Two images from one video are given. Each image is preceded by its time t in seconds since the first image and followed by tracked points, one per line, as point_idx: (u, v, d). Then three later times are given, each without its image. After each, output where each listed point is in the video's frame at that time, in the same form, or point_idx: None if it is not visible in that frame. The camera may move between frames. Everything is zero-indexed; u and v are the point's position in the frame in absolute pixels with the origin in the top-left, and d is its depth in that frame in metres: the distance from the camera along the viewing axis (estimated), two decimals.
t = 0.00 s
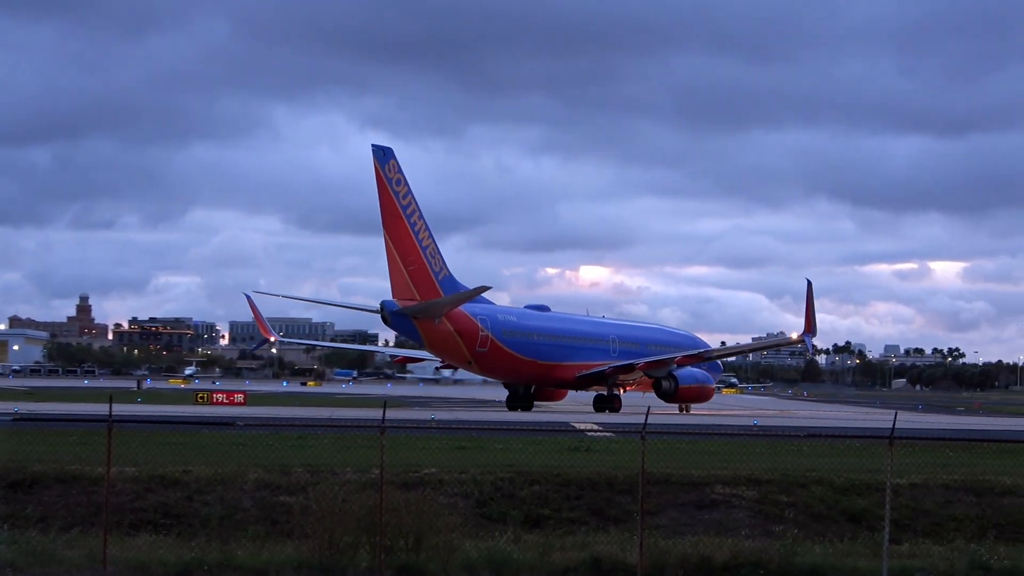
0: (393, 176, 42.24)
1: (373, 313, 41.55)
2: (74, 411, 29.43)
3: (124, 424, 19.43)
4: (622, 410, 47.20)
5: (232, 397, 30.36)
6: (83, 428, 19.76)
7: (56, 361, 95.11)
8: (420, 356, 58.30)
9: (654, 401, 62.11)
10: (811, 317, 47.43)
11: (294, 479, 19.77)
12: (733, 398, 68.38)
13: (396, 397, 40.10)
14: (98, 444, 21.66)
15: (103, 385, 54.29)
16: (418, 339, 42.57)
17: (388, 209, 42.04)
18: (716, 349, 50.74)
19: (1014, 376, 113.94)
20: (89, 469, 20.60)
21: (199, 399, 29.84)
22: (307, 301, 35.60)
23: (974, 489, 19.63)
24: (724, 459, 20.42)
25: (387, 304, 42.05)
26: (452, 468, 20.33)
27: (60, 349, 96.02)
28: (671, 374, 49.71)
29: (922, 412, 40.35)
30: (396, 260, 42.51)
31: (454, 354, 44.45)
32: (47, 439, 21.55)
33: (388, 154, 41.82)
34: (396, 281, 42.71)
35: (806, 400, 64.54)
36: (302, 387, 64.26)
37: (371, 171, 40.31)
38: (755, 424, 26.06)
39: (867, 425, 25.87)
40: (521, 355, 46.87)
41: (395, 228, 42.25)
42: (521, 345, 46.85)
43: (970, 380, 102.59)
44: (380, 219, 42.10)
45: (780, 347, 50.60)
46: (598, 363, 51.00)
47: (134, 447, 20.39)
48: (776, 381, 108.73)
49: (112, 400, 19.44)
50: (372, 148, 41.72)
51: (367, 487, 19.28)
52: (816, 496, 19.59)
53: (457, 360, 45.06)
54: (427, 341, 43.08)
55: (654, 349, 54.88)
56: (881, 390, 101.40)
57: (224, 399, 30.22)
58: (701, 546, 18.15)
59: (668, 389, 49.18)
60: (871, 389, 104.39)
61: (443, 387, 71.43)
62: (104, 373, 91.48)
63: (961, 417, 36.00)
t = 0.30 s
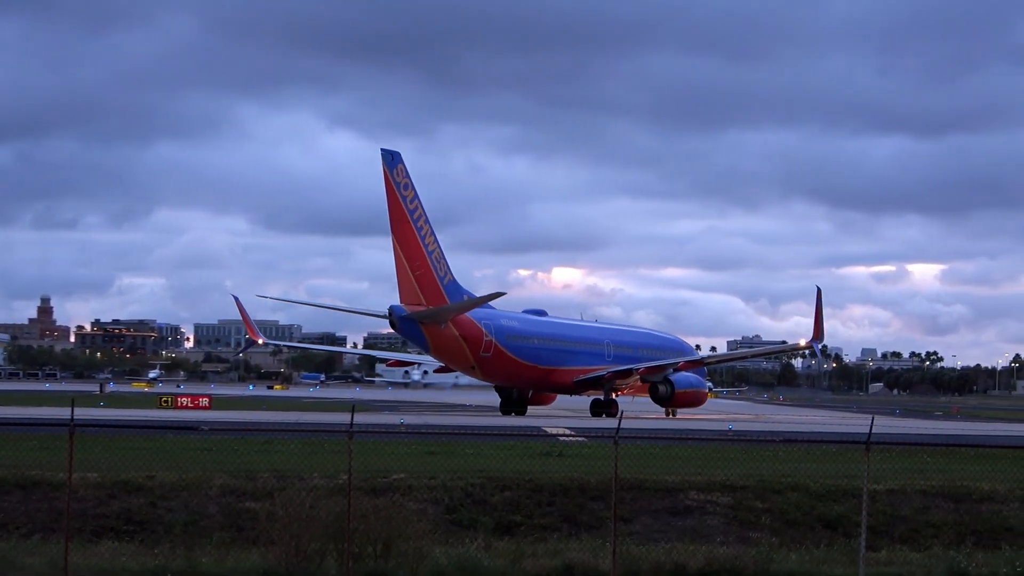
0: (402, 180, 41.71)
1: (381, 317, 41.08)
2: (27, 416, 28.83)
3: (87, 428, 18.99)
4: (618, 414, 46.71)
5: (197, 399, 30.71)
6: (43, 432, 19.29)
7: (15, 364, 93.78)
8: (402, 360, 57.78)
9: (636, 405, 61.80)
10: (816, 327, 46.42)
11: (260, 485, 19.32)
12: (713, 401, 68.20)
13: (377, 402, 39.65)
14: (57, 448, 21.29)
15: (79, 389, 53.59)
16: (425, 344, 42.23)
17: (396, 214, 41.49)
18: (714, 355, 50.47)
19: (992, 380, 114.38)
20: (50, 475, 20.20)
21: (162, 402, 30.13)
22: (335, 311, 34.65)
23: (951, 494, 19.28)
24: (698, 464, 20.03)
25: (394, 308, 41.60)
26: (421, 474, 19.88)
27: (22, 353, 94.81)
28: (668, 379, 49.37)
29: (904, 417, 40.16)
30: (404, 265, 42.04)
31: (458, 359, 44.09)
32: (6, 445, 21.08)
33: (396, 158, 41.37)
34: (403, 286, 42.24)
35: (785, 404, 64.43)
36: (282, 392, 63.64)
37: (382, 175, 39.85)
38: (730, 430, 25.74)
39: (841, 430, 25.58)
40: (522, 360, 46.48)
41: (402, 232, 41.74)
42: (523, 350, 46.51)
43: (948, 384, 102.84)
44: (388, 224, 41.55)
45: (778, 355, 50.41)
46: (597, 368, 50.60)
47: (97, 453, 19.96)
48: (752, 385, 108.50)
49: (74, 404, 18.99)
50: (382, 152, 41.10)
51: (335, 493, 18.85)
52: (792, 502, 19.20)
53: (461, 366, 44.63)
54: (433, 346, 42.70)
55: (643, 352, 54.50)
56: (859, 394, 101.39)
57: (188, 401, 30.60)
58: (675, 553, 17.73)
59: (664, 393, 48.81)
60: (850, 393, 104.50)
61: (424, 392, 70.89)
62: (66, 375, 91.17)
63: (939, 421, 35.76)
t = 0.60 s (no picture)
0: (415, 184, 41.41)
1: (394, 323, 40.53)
2: None
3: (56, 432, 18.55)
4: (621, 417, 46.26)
5: (167, 404, 30.27)
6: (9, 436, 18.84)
7: None
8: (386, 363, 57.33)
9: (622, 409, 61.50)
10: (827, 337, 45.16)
11: (231, 491, 18.89)
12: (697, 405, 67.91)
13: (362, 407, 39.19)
14: (22, 451, 20.89)
15: (58, 393, 52.92)
16: (437, 350, 41.75)
17: (409, 218, 41.14)
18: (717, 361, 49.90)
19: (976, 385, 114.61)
20: (17, 480, 19.75)
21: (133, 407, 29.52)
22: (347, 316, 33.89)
23: (935, 501, 18.94)
24: (679, 470, 19.63)
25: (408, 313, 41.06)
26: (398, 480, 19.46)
27: None
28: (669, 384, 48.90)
29: (892, 423, 39.96)
30: (417, 268, 41.70)
31: (468, 365, 43.53)
32: None
33: (410, 161, 41.16)
34: (415, 290, 41.88)
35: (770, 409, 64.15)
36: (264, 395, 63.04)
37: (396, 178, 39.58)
38: (712, 435, 25.35)
39: (823, 436, 25.30)
40: (527, 365, 46.04)
41: (415, 237, 41.40)
42: (528, 355, 46.10)
43: (933, 390, 102.93)
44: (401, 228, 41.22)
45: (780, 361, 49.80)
46: (597, 373, 50.22)
47: (65, 458, 19.50)
48: (733, 390, 108.24)
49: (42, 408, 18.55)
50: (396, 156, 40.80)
51: (307, 499, 18.47)
52: (774, 509, 18.80)
53: (470, 372, 44.04)
54: (444, 352, 42.19)
55: (639, 358, 54.08)
56: (843, 399, 101.36)
57: (159, 406, 30.13)
58: (654, 560, 17.29)
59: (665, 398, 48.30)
60: (834, 398, 104.43)
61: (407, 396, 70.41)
62: (34, 378, 90.63)
63: (923, 427, 35.51)
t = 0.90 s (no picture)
0: (429, 189, 41.17)
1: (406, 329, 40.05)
2: None
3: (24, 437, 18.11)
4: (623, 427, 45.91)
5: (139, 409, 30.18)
6: None
7: None
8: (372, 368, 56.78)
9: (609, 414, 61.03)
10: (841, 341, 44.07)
11: (204, 497, 18.43)
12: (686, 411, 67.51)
13: (349, 412, 38.69)
14: None
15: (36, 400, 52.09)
16: (450, 355, 41.33)
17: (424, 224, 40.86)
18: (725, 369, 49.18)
19: (964, 391, 114.81)
20: None
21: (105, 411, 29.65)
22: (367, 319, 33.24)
23: (922, 509, 18.54)
24: (662, 477, 19.18)
25: (421, 319, 40.61)
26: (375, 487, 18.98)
27: None
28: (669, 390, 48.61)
29: (884, 429, 39.70)
30: (430, 274, 41.40)
31: (479, 372, 43.03)
32: None
33: (424, 165, 40.98)
34: (429, 296, 41.56)
35: (760, 415, 63.79)
36: (248, 401, 62.29)
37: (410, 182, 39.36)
38: (697, 442, 24.97)
39: (810, 442, 24.96)
40: (533, 371, 45.59)
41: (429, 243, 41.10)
42: (535, 360, 45.69)
43: (921, 396, 103.02)
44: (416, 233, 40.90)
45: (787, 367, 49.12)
46: (598, 380, 49.78)
47: (33, 464, 19.03)
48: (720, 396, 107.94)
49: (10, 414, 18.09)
50: (412, 161, 40.56)
51: (281, 507, 18.05)
52: (758, 517, 18.36)
53: (481, 379, 43.50)
54: (456, 357, 41.71)
55: (634, 364, 53.65)
56: (831, 405, 101.31)
57: (131, 411, 30.02)
58: (636, 569, 16.83)
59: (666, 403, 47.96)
60: (823, 404, 104.33)
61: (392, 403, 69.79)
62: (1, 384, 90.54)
63: (911, 434, 35.17)
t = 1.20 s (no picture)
0: (442, 197, 41.11)
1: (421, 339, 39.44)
2: None
3: None
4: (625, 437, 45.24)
5: (108, 417, 30.87)
6: None
7: None
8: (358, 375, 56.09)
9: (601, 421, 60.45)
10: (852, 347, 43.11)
11: (176, 509, 17.82)
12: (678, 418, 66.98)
13: (336, 422, 38.05)
14: None
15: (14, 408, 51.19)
16: (464, 366, 40.78)
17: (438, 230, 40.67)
18: (731, 378, 48.33)
19: (958, 399, 114.44)
20: None
21: (71, 420, 30.27)
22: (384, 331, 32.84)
23: (915, 521, 17.98)
24: (648, 488, 18.58)
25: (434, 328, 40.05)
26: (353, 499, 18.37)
27: None
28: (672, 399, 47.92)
29: (879, 439, 39.24)
30: (443, 282, 41.06)
31: (491, 382, 42.45)
32: None
33: (436, 173, 40.88)
34: (442, 305, 41.15)
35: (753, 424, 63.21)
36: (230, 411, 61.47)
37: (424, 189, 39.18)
38: (684, 452, 24.43)
39: (799, 454, 24.39)
40: (541, 380, 45.07)
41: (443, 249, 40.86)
42: (543, 370, 45.20)
43: (915, 404, 102.54)
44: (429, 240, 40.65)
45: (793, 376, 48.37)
46: (601, 388, 49.27)
47: None
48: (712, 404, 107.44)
49: None
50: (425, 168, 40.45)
51: (256, 519, 17.47)
52: (747, 529, 17.77)
53: (492, 390, 42.89)
54: (469, 368, 41.14)
55: (632, 371, 53.07)
56: (824, 413, 100.75)
57: (99, 419, 30.66)
58: None
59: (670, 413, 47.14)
60: (815, 411, 103.82)
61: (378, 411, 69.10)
62: None
63: (905, 443, 34.63)
